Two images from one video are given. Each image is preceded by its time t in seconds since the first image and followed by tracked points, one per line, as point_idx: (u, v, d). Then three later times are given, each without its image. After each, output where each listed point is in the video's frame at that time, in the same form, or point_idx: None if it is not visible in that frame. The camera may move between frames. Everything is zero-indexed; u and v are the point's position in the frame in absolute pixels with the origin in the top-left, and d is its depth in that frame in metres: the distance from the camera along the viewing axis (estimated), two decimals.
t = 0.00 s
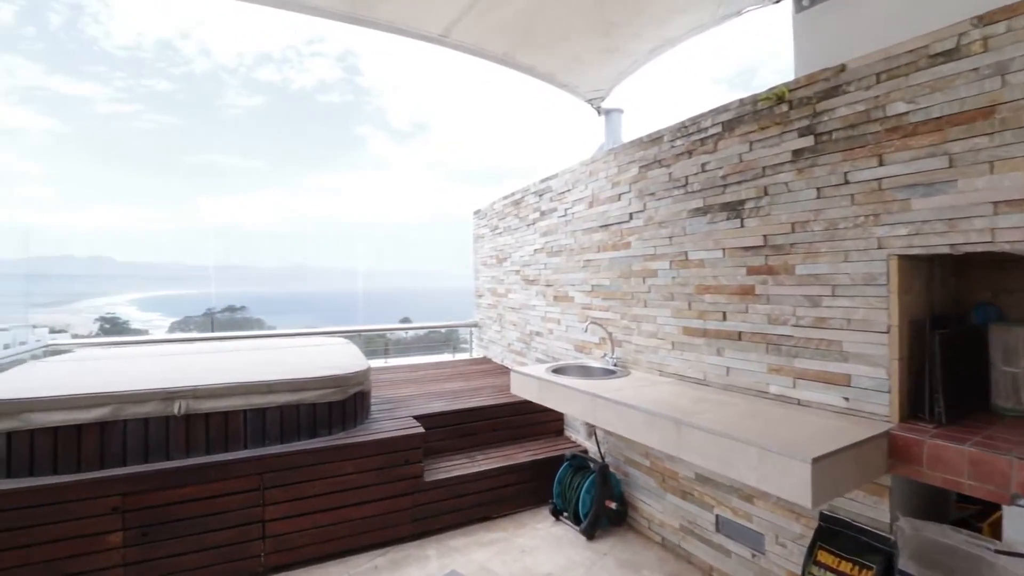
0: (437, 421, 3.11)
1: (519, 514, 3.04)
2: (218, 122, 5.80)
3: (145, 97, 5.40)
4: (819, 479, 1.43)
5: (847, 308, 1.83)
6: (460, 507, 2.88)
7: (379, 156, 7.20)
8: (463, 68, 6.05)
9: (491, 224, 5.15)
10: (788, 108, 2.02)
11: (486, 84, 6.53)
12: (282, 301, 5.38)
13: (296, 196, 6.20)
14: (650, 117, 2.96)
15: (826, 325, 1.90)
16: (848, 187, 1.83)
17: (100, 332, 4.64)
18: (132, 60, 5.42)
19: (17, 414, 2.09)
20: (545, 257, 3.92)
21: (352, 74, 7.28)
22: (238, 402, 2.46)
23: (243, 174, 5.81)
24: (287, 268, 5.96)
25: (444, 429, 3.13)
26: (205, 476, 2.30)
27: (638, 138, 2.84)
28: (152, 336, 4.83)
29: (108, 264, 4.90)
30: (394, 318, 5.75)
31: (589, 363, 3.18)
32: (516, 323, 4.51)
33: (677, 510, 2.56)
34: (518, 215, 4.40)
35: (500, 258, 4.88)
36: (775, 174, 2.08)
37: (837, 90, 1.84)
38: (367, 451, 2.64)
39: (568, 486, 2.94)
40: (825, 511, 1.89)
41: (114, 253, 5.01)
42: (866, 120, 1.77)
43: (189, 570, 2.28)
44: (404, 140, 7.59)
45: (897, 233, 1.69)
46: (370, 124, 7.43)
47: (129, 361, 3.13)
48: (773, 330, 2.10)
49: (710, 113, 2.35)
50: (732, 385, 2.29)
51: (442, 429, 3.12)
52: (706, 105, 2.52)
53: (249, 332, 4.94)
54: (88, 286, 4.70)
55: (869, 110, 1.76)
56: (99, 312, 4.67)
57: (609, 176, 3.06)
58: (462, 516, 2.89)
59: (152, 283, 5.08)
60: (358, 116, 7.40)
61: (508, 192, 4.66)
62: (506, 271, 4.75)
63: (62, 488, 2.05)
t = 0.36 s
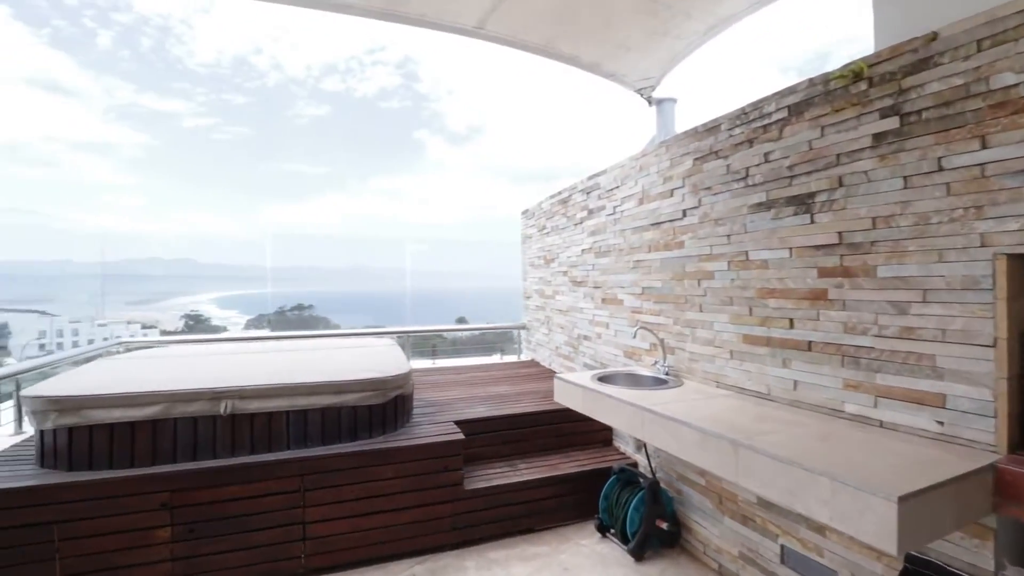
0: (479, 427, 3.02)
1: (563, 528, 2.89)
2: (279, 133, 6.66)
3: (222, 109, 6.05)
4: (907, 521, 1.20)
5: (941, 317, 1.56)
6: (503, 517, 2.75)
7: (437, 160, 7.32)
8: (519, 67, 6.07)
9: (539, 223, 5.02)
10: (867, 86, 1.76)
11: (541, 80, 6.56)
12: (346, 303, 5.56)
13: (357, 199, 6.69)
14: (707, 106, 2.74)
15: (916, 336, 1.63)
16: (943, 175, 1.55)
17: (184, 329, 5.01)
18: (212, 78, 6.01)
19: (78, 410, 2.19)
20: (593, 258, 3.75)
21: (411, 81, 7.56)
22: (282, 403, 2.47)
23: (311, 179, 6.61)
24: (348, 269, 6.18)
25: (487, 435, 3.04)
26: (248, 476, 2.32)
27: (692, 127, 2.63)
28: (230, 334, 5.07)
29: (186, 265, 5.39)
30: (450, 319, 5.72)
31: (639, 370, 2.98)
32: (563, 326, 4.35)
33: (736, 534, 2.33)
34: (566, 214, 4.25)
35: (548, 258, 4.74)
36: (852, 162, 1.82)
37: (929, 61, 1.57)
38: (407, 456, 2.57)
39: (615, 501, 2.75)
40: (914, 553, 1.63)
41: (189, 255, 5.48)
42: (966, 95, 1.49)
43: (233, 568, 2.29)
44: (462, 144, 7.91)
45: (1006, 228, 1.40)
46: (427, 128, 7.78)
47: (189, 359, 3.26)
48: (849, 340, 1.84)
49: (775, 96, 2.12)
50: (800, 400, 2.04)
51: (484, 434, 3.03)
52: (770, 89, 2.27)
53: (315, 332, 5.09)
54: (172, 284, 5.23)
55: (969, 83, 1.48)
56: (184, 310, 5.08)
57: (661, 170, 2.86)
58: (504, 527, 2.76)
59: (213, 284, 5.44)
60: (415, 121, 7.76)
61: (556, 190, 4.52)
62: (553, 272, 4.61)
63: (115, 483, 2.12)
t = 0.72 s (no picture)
0: (524, 431, 2.92)
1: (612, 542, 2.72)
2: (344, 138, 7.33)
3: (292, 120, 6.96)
4: None
5: None
6: (548, 528, 2.62)
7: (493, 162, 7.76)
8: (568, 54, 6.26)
9: (590, 222, 4.86)
10: (965, 56, 1.50)
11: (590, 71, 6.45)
12: (401, 297, 5.91)
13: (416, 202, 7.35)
14: (773, 91, 2.50)
15: None
16: None
17: (260, 325, 5.35)
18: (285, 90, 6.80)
19: (140, 404, 2.30)
20: (646, 257, 3.55)
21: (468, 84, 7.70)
22: (327, 402, 2.48)
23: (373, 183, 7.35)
24: (410, 271, 6.27)
25: (532, 440, 2.94)
26: (293, 474, 2.32)
27: (756, 113, 2.40)
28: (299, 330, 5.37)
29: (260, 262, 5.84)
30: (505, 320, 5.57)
31: (696, 377, 2.78)
32: (615, 328, 4.16)
33: (806, 565, 2.09)
34: (617, 211, 4.08)
35: (599, 258, 4.57)
36: (947, 144, 1.56)
37: None
38: (448, 460, 2.49)
39: (667, 517, 2.55)
40: None
41: (258, 258, 5.86)
42: None
43: (279, 564, 2.31)
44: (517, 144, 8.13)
45: None
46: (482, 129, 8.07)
47: (245, 355, 3.38)
48: (944, 352, 1.58)
49: (852, 73, 1.87)
50: (884, 418, 1.79)
51: (530, 439, 2.93)
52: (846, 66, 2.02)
53: (379, 328, 5.46)
54: (250, 285, 5.75)
55: None
56: (258, 308, 5.47)
57: (721, 162, 2.65)
58: (549, 537, 2.62)
59: (297, 282, 5.91)
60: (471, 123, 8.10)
61: (607, 187, 4.35)
62: (605, 272, 4.44)
63: (170, 476, 2.20)
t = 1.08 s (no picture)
0: (569, 437, 2.80)
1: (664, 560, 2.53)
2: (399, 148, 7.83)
3: (355, 127, 7.58)
4: None
5: None
6: (593, 541, 2.48)
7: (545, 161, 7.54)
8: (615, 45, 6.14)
9: (642, 218, 4.66)
10: None
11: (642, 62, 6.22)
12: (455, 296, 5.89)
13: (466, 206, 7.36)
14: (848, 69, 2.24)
15: None
16: None
17: (324, 323, 5.63)
18: (346, 100, 7.53)
19: (193, 398, 2.38)
20: (701, 255, 3.33)
21: (521, 85, 7.94)
22: (369, 401, 2.46)
23: (426, 186, 7.56)
24: (461, 271, 6.10)
25: (578, 447, 2.80)
26: (334, 472, 2.32)
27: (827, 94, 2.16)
28: (360, 328, 5.66)
29: (317, 265, 5.92)
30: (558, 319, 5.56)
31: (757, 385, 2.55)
32: (669, 330, 3.94)
33: None
34: (671, 206, 3.86)
35: (652, 256, 4.35)
36: None
37: None
38: (489, 464, 2.41)
39: (724, 536, 2.33)
40: None
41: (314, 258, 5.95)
42: None
43: (321, 561, 2.31)
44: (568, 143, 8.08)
45: None
46: (535, 129, 8.18)
47: (296, 352, 3.46)
48: None
49: (943, 40, 1.63)
50: (983, 441, 1.53)
51: (576, 445, 2.80)
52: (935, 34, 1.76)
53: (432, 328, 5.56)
54: (313, 284, 5.94)
55: None
56: (324, 306, 5.74)
57: (787, 149, 2.42)
58: (594, 550, 2.48)
59: (355, 284, 5.97)
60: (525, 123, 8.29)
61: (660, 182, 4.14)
62: (657, 271, 4.23)
63: (219, 469, 2.25)
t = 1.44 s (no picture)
0: (614, 448, 2.64)
1: None
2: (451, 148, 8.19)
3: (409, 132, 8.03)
4: None
5: None
6: (638, 562, 2.31)
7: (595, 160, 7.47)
8: (665, 36, 5.83)
9: (695, 216, 4.39)
10: None
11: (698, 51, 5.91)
12: (509, 300, 5.78)
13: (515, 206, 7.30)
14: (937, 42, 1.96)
15: None
16: None
17: (380, 322, 5.71)
18: (402, 105, 7.89)
19: (236, 398, 2.42)
20: (761, 254, 3.07)
21: (571, 83, 7.77)
22: (405, 406, 2.41)
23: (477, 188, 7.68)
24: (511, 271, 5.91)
25: (624, 459, 2.63)
26: (369, 476, 2.28)
27: (909, 70, 1.90)
28: (412, 327, 5.62)
29: (361, 267, 5.98)
30: (608, 322, 5.29)
31: (825, 399, 2.29)
32: (725, 335, 3.67)
33: None
34: (727, 202, 3.60)
35: (706, 256, 4.08)
36: None
37: None
38: (526, 476, 2.29)
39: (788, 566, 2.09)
40: None
41: (366, 258, 6.01)
42: None
43: (356, 566, 2.27)
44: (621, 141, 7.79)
45: None
46: (586, 128, 8.07)
47: (339, 351, 3.49)
48: None
49: None
50: None
51: (621, 458, 2.63)
52: None
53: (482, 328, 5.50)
54: (368, 284, 5.99)
55: None
56: (378, 305, 5.81)
57: (861, 135, 2.16)
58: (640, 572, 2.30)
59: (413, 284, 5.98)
60: (575, 123, 8.12)
61: (715, 176, 3.87)
62: (712, 271, 3.96)
63: (258, 469, 2.27)
